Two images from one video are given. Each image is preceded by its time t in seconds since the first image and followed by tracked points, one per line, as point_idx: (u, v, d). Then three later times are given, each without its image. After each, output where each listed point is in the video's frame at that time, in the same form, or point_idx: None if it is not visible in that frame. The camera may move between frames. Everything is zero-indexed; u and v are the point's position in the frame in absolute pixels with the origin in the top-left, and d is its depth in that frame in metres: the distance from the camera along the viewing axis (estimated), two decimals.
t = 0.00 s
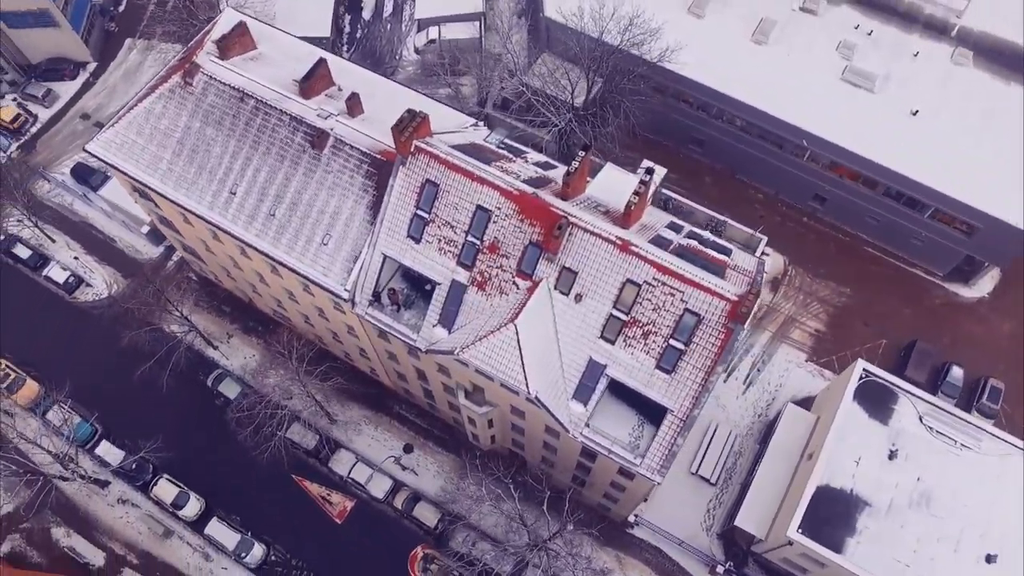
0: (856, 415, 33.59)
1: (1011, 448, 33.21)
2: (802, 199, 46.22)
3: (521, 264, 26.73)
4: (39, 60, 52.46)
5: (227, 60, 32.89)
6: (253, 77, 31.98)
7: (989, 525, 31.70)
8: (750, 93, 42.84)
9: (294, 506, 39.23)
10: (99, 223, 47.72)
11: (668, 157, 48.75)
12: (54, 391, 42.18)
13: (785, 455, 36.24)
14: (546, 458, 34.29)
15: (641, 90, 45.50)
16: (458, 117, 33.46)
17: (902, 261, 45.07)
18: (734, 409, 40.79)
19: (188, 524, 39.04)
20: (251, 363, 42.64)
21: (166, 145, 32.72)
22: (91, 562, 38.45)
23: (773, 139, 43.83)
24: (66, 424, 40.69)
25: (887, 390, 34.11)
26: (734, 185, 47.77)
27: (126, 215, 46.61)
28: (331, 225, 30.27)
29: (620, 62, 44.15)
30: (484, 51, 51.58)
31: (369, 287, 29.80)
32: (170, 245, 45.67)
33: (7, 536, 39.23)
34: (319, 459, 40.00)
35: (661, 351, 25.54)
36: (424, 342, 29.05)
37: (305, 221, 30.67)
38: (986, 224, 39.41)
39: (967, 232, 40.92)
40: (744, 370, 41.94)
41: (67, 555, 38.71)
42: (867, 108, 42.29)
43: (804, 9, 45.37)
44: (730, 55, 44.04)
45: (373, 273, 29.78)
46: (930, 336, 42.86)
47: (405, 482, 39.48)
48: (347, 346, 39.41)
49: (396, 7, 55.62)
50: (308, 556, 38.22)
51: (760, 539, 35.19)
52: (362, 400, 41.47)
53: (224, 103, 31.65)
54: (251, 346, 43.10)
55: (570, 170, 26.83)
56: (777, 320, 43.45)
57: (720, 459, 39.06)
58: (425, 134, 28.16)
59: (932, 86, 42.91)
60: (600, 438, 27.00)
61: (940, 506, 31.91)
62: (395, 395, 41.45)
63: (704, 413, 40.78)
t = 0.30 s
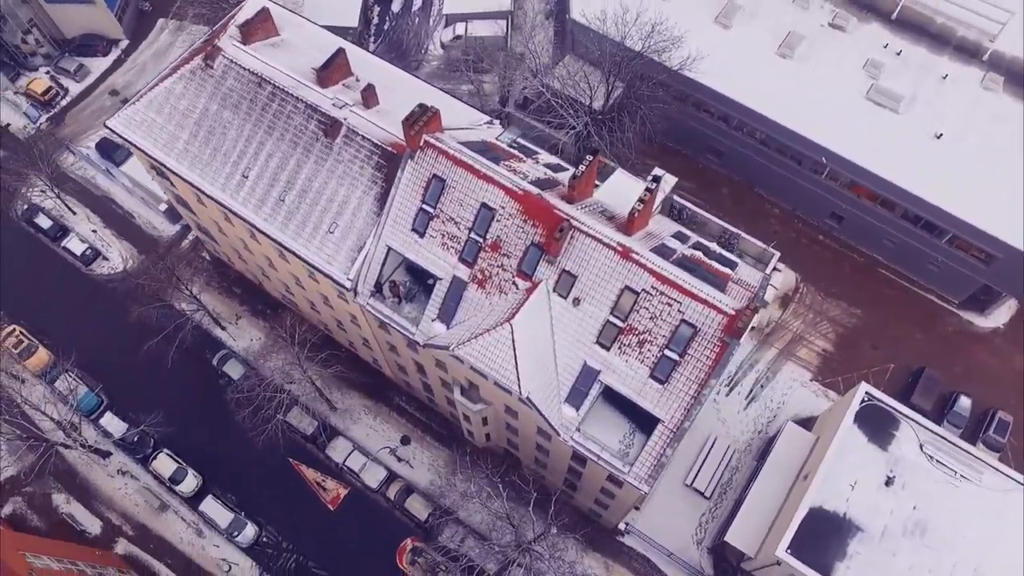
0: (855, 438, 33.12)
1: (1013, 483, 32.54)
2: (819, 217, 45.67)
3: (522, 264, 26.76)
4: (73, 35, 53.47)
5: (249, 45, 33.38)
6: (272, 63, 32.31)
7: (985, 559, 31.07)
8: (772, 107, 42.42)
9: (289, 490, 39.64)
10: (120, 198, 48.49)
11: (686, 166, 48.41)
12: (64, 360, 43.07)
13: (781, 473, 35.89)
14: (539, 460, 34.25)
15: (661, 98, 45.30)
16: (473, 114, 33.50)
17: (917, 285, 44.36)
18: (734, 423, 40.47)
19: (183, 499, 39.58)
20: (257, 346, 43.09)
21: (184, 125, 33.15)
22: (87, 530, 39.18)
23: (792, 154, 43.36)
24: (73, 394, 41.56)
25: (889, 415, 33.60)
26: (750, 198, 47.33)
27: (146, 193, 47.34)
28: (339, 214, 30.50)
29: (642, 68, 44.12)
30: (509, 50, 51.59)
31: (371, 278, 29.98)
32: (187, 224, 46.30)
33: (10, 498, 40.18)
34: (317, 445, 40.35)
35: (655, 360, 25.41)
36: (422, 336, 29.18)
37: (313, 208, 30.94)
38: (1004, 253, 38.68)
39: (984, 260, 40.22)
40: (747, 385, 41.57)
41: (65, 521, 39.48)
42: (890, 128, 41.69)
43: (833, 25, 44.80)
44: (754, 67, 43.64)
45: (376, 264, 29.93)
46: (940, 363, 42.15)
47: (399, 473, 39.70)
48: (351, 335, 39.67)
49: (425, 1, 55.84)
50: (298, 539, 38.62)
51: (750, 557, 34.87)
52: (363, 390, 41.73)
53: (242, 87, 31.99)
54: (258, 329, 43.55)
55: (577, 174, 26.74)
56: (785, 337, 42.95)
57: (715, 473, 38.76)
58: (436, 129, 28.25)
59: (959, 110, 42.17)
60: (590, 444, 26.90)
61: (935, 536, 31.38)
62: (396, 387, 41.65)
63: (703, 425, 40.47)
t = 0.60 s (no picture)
0: (852, 459, 32.73)
1: (1012, 515, 31.93)
2: (834, 234, 45.11)
3: (522, 264, 26.79)
4: (105, 14, 54.31)
5: (269, 32, 33.82)
6: (292, 52, 32.64)
7: None
8: (791, 120, 42.00)
9: (285, 474, 40.01)
10: (140, 176, 49.23)
11: (702, 175, 48.06)
12: (75, 333, 43.93)
13: (776, 490, 35.62)
14: (533, 461, 34.23)
15: (679, 105, 45.03)
16: (486, 112, 33.59)
17: (929, 309, 43.68)
18: (734, 437, 40.15)
19: (182, 477, 40.13)
20: (263, 330, 43.51)
21: (201, 108, 33.56)
22: (86, 501, 39.89)
23: (809, 169, 42.87)
24: (82, 366, 42.26)
25: (889, 438, 33.15)
26: (765, 211, 46.90)
27: (165, 173, 47.99)
28: (346, 204, 30.70)
29: (662, 75, 44.02)
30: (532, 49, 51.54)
31: (374, 269, 30.14)
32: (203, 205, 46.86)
33: (15, 465, 41.05)
34: (316, 432, 40.70)
35: (649, 369, 25.30)
36: (420, 330, 29.28)
37: (322, 197, 31.17)
38: (1019, 282, 37.95)
39: (1000, 287, 39.46)
40: (749, 399, 41.21)
41: (66, 490, 40.20)
42: (910, 148, 41.07)
43: (859, 41, 44.22)
44: (775, 79, 43.23)
45: (380, 256, 30.10)
46: (948, 389, 41.47)
47: (395, 465, 39.91)
48: (355, 325, 39.92)
49: None
50: (291, 523, 38.99)
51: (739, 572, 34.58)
52: (365, 380, 41.99)
53: (260, 74, 32.32)
54: (265, 313, 44.00)
55: (583, 177, 26.71)
56: (791, 353, 42.53)
57: (711, 485, 38.47)
58: (446, 125, 28.37)
59: (983, 134, 41.41)
60: (580, 448, 26.79)
61: (927, 564, 30.92)
62: (398, 379, 41.86)
63: (702, 437, 40.19)
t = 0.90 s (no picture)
0: (848, 484, 32.27)
1: (1009, 553, 31.26)
2: (850, 254, 44.49)
3: (524, 264, 26.82)
4: None
5: (293, 18, 34.22)
6: (313, 39, 32.95)
7: None
8: (812, 137, 41.48)
9: (282, 456, 40.42)
10: (163, 153, 50.00)
11: (720, 187, 47.65)
12: (90, 303, 44.86)
13: (770, 509, 35.24)
14: (526, 460, 34.24)
15: (701, 115, 44.70)
16: (503, 110, 33.67)
17: (942, 336, 42.90)
18: (732, 452, 39.75)
19: (182, 451, 40.75)
20: (272, 312, 43.99)
21: (222, 90, 33.99)
22: (88, 468, 40.67)
23: (828, 187, 42.31)
24: (94, 335, 43.13)
25: (887, 465, 32.61)
26: (781, 226, 46.38)
27: (187, 151, 48.66)
28: (356, 194, 30.94)
29: (685, 83, 43.72)
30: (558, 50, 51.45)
31: (379, 259, 30.35)
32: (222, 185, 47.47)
33: (23, 427, 41.97)
34: (315, 416, 41.10)
35: (642, 377, 25.19)
36: (420, 323, 29.48)
37: (333, 185, 31.44)
38: None
39: (1015, 320, 38.63)
40: (751, 415, 40.80)
41: (69, 456, 41.01)
42: (932, 172, 40.31)
43: (889, 60, 43.48)
44: (799, 94, 42.74)
45: (385, 247, 30.30)
46: (956, 420, 40.75)
47: (391, 455, 40.14)
48: (361, 313, 40.18)
49: None
50: (284, 505, 39.39)
51: None
52: (367, 368, 42.29)
53: (281, 59, 32.66)
54: (275, 296, 44.48)
55: (590, 181, 26.66)
56: (797, 372, 42.02)
57: (706, 499, 38.15)
58: (457, 121, 28.46)
59: (1010, 162, 40.43)
60: (569, 451, 26.77)
61: None
62: (400, 369, 42.11)
63: (700, 450, 39.85)
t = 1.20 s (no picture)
0: (843, 506, 31.89)
1: None
2: (863, 274, 43.93)
3: (525, 264, 26.87)
4: None
5: (317, 7, 34.48)
6: (335, 28, 33.23)
7: None
8: (831, 153, 41.00)
9: (281, 439, 40.84)
10: (186, 132, 50.69)
11: (737, 198, 47.26)
12: (106, 276, 45.74)
13: (762, 526, 34.91)
14: (519, 459, 34.30)
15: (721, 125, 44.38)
16: (518, 108, 33.72)
17: (952, 364, 42.19)
18: (730, 466, 39.39)
19: (184, 427, 41.36)
20: (281, 296, 44.43)
21: (243, 73, 34.37)
22: (92, 437, 41.44)
23: (844, 205, 41.77)
24: (106, 308, 43.91)
25: (883, 489, 32.15)
26: (796, 242, 45.92)
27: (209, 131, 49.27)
28: (366, 184, 31.16)
29: (706, 92, 43.42)
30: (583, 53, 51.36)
31: (385, 250, 30.59)
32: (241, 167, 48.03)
33: (32, 393, 42.86)
34: (316, 401, 41.49)
35: (635, 385, 25.09)
36: (421, 316, 29.69)
37: (344, 174, 31.69)
38: None
39: None
40: (751, 430, 40.47)
41: (74, 424, 41.79)
42: (952, 197, 39.52)
43: (916, 80, 42.68)
44: (821, 110, 42.27)
45: (391, 238, 30.53)
46: (960, 449, 40.10)
47: (388, 445, 40.40)
48: (367, 302, 40.47)
49: None
50: (280, 487, 39.79)
51: None
52: (371, 358, 42.61)
53: (302, 46, 32.97)
54: (285, 280, 44.93)
55: (596, 184, 26.61)
56: (800, 390, 41.62)
57: (699, 511, 37.69)
58: (469, 117, 28.55)
59: None
60: (559, 454, 26.72)
61: None
62: (403, 360, 42.36)
63: (697, 462, 39.40)
